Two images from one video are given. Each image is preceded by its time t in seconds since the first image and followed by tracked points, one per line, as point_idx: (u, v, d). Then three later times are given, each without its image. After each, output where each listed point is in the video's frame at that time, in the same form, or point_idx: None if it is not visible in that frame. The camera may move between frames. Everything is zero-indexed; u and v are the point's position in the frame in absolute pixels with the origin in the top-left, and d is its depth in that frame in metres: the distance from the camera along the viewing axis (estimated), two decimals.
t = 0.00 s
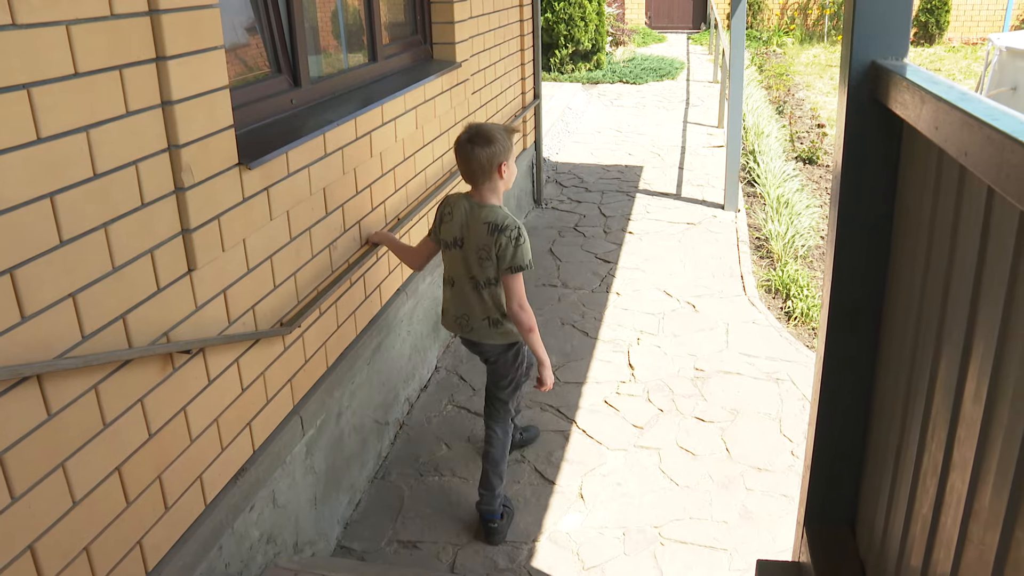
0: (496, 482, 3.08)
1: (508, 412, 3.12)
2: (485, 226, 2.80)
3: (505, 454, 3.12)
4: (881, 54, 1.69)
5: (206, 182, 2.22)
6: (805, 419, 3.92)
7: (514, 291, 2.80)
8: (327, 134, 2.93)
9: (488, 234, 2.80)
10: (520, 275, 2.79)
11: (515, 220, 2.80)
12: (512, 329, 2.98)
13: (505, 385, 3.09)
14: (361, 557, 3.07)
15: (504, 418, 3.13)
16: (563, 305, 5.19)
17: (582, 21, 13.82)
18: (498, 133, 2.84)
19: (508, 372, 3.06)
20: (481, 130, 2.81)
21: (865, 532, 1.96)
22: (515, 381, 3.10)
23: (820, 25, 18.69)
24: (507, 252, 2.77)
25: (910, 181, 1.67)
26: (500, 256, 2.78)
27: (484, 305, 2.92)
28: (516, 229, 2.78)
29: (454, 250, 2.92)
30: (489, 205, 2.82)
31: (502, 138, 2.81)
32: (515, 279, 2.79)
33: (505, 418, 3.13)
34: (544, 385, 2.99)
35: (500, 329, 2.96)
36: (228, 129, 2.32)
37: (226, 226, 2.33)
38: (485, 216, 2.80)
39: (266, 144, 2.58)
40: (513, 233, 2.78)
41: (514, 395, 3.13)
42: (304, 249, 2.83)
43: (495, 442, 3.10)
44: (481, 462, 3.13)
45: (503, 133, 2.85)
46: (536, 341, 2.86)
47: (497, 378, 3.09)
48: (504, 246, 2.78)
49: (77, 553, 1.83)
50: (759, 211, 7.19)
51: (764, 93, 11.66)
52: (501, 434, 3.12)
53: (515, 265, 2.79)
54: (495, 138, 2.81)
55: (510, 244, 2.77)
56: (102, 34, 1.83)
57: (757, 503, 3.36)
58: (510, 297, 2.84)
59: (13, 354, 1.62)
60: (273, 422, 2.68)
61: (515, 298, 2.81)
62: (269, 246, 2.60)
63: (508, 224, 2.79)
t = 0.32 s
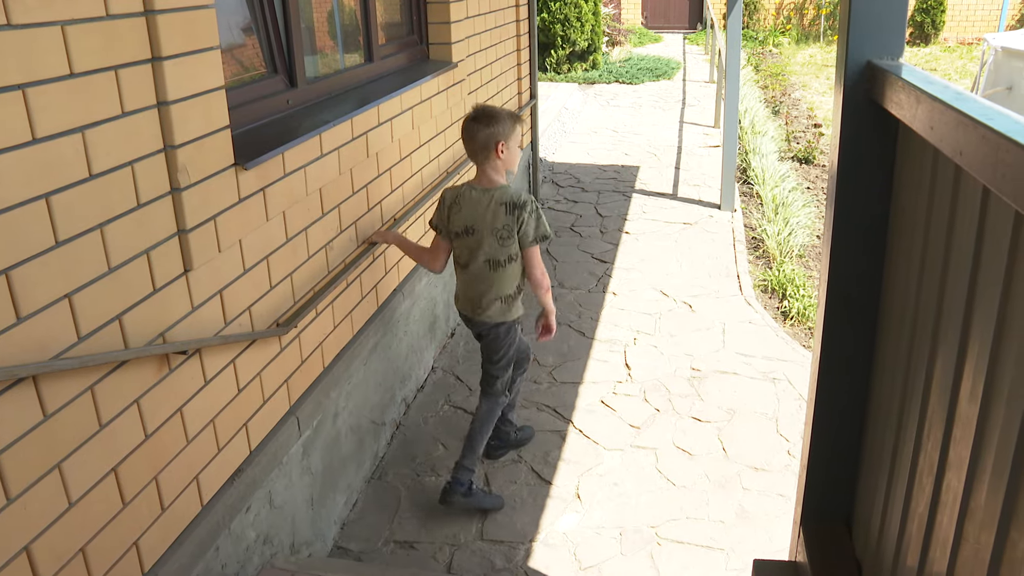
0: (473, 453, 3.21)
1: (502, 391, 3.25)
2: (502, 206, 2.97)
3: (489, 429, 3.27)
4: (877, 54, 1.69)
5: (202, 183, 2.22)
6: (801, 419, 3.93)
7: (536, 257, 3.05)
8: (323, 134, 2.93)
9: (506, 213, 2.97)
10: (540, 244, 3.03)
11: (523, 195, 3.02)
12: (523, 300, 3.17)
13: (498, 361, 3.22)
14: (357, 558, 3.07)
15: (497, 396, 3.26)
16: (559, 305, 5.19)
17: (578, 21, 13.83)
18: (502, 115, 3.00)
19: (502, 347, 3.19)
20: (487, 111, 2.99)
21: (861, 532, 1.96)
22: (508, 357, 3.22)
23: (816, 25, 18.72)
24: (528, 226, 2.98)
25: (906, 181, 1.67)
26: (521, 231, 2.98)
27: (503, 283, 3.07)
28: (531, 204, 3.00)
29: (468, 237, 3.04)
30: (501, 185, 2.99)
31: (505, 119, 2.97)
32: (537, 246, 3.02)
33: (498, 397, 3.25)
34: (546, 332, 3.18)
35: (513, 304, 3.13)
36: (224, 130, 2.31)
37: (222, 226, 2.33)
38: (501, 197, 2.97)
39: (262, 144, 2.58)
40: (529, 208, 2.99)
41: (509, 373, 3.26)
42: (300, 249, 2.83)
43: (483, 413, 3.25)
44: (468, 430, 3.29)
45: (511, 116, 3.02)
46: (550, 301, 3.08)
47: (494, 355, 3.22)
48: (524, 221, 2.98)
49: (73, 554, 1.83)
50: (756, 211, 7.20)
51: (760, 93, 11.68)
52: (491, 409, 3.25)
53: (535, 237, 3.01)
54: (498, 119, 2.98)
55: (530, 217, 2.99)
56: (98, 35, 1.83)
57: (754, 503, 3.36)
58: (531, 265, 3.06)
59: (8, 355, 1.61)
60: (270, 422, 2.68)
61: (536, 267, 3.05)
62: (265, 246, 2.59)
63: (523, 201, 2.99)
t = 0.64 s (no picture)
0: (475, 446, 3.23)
1: (504, 389, 3.27)
2: (484, 194, 2.98)
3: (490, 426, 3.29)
4: (872, 54, 1.70)
5: (198, 184, 2.22)
6: (797, 418, 3.93)
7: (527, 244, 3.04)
8: (319, 135, 2.92)
9: (488, 201, 2.98)
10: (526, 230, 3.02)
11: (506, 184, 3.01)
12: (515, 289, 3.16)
13: (497, 359, 3.23)
14: (353, 558, 3.07)
15: (500, 393, 3.27)
16: (555, 305, 5.19)
17: (574, 21, 13.83)
18: (510, 117, 3.07)
19: (500, 347, 3.21)
20: (498, 108, 3.08)
21: (857, 532, 1.96)
22: (506, 355, 3.22)
23: (811, 25, 18.76)
24: (510, 213, 2.98)
25: (901, 181, 1.67)
26: (503, 218, 2.98)
27: (490, 273, 3.07)
28: (513, 192, 2.99)
29: (454, 227, 3.06)
30: (484, 175, 3.00)
31: (510, 119, 3.05)
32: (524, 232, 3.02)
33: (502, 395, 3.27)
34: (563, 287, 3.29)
35: (502, 294, 3.12)
36: (219, 130, 2.31)
37: (217, 227, 2.32)
38: (484, 186, 2.98)
39: (258, 144, 2.58)
40: (511, 196, 2.98)
41: (508, 371, 3.27)
42: (296, 250, 2.82)
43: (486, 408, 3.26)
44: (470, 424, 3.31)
45: (514, 119, 3.06)
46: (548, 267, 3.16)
47: (491, 354, 3.24)
48: (506, 208, 2.97)
49: (68, 555, 1.83)
50: (751, 211, 7.21)
51: (755, 93, 11.70)
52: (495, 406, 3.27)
53: (520, 223, 3.00)
54: (503, 118, 3.05)
55: (513, 206, 2.98)
56: (93, 35, 1.83)
57: (750, 503, 3.36)
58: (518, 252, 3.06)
59: (2, 356, 1.61)
60: (265, 423, 2.68)
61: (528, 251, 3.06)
62: (261, 247, 2.59)
63: (506, 190, 2.98)
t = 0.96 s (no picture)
0: (471, 448, 3.30)
1: (497, 390, 3.26)
2: (454, 198, 3.02)
3: (489, 423, 3.31)
4: (866, 54, 1.70)
5: (192, 185, 2.21)
6: (792, 418, 3.94)
7: (484, 258, 2.98)
8: (313, 135, 2.92)
9: (456, 205, 3.01)
10: (486, 240, 2.97)
11: (477, 190, 3.00)
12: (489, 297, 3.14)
13: (486, 359, 3.23)
14: (349, 559, 3.07)
15: (494, 394, 3.28)
16: (550, 305, 5.19)
17: (569, 21, 13.84)
18: (489, 118, 3.04)
19: (485, 348, 3.22)
20: (480, 109, 3.06)
21: (852, 531, 1.97)
22: (495, 355, 3.22)
23: (806, 24, 18.81)
24: (472, 219, 2.97)
25: (895, 181, 1.68)
26: (466, 224, 2.99)
27: (458, 274, 3.11)
28: (479, 199, 2.98)
29: (436, 226, 3.14)
30: (458, 176, 3.04)
31: (487, 120, 3.02)
32: (481, 246, 2.96)
33: (496, 395, 3.27)
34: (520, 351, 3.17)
35: (476, 298, 3.13)
36: (214, 131, 2.30)
37: (212, 228, 2.32)
38: (454, 189, 3.02)
39: (252, 145, 2.57)
40: (475, 203, 2.98)
41: (500, 371, 3.25)
42: (291, 250, 2.82)
43: (480, 409, 3.29)
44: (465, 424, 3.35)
45: (495, 122, 3.03)
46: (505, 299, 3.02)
47: (480, 353, 3.26)
48: (468, 214, 2.98)
49: (63, 557, 1.82)
50: (746, 211, 7.22)
51: (750, 93, 11.71)
52: (491, 406, 3.29)
53: (480, 231, 2.97)
54: (482, 119, 3.03)
55: (473, 214, 2.97)
56: (87, 36, 1.82)
57: (745, 502, 3.37)
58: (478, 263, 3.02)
59: None
60: (260, 425, 2.67)
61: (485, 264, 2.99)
62: (256, 248, 2.59)
63: (472, 195, 2.98)
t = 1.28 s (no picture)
0: (460, 456, 3.32)
1: (479, 396, 3.25)
2: (431, 202, 3.03)
3: (478, 426, 3.33)
4: (861, 54, 1.71)
5: (188, 186, 2.21)
6: (789, 417, 3.94)
7: (446, 268, 2.96)
8: (309, 135, 2.92)
9: (430, 209, 3.02)
10: (448, 252, 2.95)
11: (454, 199, 3.00)
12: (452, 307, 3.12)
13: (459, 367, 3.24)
14: (346, 559, 3.07)
15: (477, 400, 3.27)
16: (547, 305, 5.20)
17: (565, 21, 13.84)
18: (483, 128, 3.03)
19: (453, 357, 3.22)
20: (476, 117, 3.06)
21: (849, 530, 1.97)
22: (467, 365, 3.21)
23: (802, 24, 18.83)
24: (440, 227, 2.97)
25: (891, 181, 1.68)
26: (434, 231, 2.99)
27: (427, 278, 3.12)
28: (452, 208, 2.98)
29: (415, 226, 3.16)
30: (440, 181, 3.06)
31: (480, 130, 3.02)
32: (443, 255, 2.95)
33: (479, 399, 3.26)
34: (473, 367, 3.11)
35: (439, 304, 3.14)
36: (209, 131, 2.30)
37: (208, 229, 2.32)
38: (434, 194, 3.03)
39: (248, 146, 2.57)
40: (448, 212, 2.97)
41: (479, 380, 3.23)
42: (287, 251, 2.82)
43: (465, 412, 3.29)
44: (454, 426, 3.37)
45: (488, 132, 3.03)
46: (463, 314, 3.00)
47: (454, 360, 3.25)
48: (437, 221, 2.98)
49: (59, 559, 1.82)
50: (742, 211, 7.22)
51: (746, 93, 11.73)
52: (476, 410, 3.28)
53: (444, 242, 2.96)
54: (475, 128, 3.03)
55: (444, 222, 2.97)
56: (82, 36, 1.82)
57: (742, 502, 3.37)
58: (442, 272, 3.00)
59: None
60: (256, 425, 2.67)
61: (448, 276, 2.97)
62: (252, 248, 2.58)
63: (446, 204, 2.99)
